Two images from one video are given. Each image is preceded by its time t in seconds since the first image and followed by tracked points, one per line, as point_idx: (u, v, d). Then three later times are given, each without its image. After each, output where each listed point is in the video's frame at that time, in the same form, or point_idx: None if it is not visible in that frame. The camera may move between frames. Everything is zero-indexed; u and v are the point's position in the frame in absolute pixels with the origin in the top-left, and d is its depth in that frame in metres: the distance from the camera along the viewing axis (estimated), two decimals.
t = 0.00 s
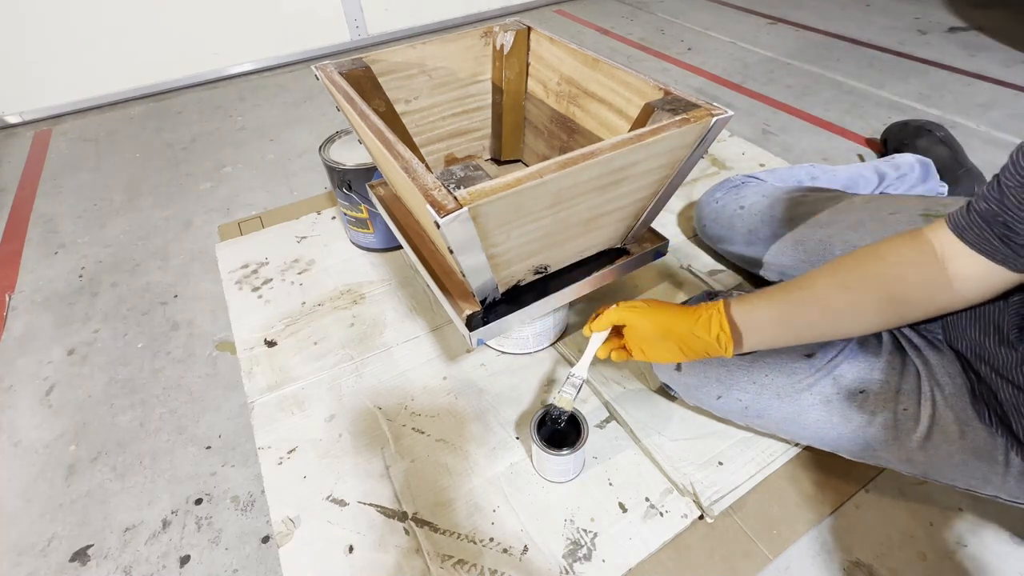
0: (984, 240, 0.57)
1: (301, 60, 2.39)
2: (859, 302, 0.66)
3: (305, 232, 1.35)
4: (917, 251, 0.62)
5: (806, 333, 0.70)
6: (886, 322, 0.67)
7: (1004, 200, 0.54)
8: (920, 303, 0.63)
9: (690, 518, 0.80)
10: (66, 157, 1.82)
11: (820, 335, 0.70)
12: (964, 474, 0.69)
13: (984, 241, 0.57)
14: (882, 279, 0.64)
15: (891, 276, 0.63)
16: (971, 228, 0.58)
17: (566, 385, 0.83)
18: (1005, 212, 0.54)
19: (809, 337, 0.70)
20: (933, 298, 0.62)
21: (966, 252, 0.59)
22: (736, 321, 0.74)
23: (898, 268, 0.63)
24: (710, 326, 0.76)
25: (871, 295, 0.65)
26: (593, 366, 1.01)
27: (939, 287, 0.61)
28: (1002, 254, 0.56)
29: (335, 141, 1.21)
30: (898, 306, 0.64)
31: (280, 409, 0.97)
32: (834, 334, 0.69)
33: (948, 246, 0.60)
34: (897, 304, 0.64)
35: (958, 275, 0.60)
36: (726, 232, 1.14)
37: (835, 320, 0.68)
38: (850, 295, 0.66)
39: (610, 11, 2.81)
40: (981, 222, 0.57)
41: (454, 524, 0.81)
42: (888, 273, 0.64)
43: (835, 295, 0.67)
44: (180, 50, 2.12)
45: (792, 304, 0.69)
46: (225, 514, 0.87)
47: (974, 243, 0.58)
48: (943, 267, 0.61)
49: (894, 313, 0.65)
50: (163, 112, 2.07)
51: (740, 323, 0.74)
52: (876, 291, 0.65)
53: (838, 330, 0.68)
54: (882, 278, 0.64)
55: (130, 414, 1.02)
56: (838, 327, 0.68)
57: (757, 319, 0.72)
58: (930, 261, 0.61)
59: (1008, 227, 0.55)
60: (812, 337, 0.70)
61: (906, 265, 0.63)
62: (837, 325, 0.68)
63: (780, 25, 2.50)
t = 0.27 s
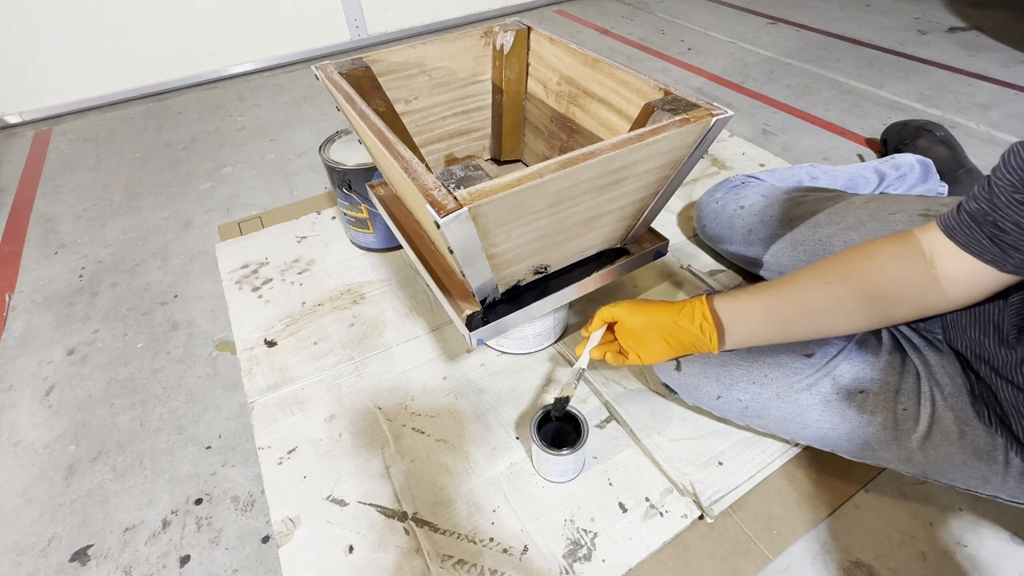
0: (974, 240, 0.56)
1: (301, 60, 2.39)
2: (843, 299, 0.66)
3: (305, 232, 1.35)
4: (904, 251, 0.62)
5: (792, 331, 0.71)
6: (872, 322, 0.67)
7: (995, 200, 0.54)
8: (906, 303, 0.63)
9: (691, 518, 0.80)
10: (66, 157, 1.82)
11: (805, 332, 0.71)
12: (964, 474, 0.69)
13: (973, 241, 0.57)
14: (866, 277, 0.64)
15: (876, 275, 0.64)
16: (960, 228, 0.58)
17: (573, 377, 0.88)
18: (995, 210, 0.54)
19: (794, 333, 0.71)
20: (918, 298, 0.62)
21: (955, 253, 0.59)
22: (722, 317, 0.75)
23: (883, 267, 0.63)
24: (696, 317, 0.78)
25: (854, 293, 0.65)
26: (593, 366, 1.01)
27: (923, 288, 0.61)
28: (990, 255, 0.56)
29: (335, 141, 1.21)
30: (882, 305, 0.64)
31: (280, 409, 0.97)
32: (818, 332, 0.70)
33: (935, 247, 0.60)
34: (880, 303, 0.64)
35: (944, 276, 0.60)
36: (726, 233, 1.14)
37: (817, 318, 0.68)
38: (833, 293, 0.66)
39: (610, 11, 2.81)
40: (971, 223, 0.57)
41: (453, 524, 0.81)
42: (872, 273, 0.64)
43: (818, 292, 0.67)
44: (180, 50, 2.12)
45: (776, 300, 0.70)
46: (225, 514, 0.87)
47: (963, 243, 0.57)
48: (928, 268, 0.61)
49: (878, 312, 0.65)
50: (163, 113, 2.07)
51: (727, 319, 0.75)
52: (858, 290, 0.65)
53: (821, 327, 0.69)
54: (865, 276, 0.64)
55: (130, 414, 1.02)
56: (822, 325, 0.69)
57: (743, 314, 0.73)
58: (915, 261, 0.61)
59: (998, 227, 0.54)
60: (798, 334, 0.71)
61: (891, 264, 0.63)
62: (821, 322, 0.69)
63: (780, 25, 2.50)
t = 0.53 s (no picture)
0: (964, 237, 0.56)
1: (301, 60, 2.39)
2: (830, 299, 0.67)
3: (305, 232, 1.35)
4: (892, 250, 0.63)
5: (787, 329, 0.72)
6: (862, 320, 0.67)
7: (987, 196, 0.54)
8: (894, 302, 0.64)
9: (691, 518, 0.80)
10: (66, 157, 1.82)
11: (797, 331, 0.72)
12: (963, 474, 0.69)
13: (963, 238, 0.56)
14: (854, 276, 0.65)
15: (863, 275, 0.64)
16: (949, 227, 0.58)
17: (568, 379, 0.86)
18: (987, 206, 0.54)
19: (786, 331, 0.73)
20: (906, 296, 0.63)
21: (945, 251, 0.58)
22: (712, 318, 0.76)
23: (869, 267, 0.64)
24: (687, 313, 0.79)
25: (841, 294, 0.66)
26: (593, 366, 1.01)
27: (911, 287, 0.61)
28: (980, 251, 0.55)
29: (335, 141, 1.21)
30: (868, 303, 0.65)
31: (280, 409, 0.97)
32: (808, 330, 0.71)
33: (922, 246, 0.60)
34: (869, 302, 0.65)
35: (931, 275, 0.60)
36: (726, 233, 1.14)
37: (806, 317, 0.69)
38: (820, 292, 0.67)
39: (610, 11, 2.81)
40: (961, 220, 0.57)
41: (453, 524, 0.81)
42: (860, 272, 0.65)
43: (807, 292, 0.68)
44: (180, 50, 2.12)
45: (765, 300, 0.71)
46: (225, 514, 0.87)
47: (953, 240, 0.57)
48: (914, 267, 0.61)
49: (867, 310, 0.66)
50: (163, 113, 2.07)
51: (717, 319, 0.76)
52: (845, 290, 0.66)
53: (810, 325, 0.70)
54: (853, 275, 0.65)
55: (130, 414, 1.02)
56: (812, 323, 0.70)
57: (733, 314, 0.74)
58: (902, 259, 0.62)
59: (989, 223, 0.54)
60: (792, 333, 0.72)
61: (878, 264, 0.63)
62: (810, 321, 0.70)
63: (780, 25, 2.50)
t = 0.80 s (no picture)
0: (957, 236, 0.56)
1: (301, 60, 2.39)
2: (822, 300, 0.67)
3: (305, 232, 1.35)
4: (882, 251, 0.63)
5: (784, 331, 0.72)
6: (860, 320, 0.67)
7: (980, 194, 0.54)
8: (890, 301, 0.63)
9: (691, 518, 0.80)
10: (66, 157, 1.82)
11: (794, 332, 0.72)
12: (963, 474, 0.69)
13: (957, 237, 0.56)
14: (845, 277, 0.65)
15: (854, 275, 0.64)
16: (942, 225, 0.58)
17: (569, 379, 0.89)
18: (980, 205, 0.54)
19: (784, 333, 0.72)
20: (898, 296, 0.63)
21: (936, 250, 0.58)
22: (703, 320, 0.77)
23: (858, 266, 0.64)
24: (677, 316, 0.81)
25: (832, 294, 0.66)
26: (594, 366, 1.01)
27: (903, 287, 0.61)
28: (974, 250, 0.55)
29: (335, 141, 1.21)
30: (860, 304, 0.65)
31: (280, 409, 0.97)
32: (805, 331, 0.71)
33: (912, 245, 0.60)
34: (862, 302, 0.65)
35: (923, 274, 0.60)
36: (726, 233, 1.14)
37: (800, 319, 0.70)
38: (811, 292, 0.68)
39: (610, 11, 2.81)
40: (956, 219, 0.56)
41: (453, 524, 0.81)
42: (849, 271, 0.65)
43: (799, 293, 0.68)
44: (180, 50, 2.12)
45: (758, 302, 0.72)
46: (225, 514, 0.87)
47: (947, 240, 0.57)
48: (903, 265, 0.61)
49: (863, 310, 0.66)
50: (163, 112, 2.07)
51: (711, 321, 0.76)
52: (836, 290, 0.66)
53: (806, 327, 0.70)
54: (842, 276, 0.65)
55: (130, 414, 1.02)
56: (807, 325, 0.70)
57: (727, 315, 0.75)
58: (890, 258, 0.62)
59: (982, 222, 0.54)
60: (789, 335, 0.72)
61: (867, 263, 0.63)
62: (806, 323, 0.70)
63: (780, 25, 2.50)
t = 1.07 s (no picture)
0: (956, 237, 0.56)
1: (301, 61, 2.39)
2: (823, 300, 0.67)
3: (305, 232, 1.35)
4: (885, 251, 0.63)
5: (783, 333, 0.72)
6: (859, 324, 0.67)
7: (978, 195, 0.54)
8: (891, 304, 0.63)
9: (691, 517, 0.80)
10: (66, 157, 1.82)
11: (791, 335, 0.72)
12: (963, 474, 0.69)
13: (957, 238, 0.57)
14: (847, 277, 0.65)
15: (857, 274, 0.64)
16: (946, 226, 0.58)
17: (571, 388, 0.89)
18: (979, 206, 0.54)
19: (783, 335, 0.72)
20: (902, 297, 0.62)
21: (940, 252, 0.58)
22: (707, 319, 0.76)
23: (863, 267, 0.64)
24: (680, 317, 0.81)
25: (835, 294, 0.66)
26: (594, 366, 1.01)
27: (907, 287, 0.61)
28: (973, 251, 0.55)
29: (335, 141, 1.21)
30: (862, 304, 0.65)
31: (280, 409, 0.97)
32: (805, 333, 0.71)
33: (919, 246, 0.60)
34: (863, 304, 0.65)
35: (926, 275, 0.60)
36: (726, 233, 1.14)
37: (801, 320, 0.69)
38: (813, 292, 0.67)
39: (610, 11, 2.81)
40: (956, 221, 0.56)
41: (453, 524, 0.81)
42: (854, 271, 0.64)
43: (800, 293, 0.68)
44: (180, 50, 2.12)
45: (760, 302, 0.71)
46: (225, 514, 0.87)
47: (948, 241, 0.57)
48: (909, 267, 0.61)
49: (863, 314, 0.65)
50: (163, 113, 2.07)
51: (711, 321, 0.76)
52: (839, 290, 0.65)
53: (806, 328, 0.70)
54: (846, 275, 0.65)
55: (130, 414, 1.02)
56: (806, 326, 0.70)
57: (728, 316, 0.74)
58: (896, 259, 0.61)
59: (981, 223, 0.55)
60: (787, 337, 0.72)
61: (872, 264, 0.63)
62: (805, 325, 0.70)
63: (780, 25, 2.50)
